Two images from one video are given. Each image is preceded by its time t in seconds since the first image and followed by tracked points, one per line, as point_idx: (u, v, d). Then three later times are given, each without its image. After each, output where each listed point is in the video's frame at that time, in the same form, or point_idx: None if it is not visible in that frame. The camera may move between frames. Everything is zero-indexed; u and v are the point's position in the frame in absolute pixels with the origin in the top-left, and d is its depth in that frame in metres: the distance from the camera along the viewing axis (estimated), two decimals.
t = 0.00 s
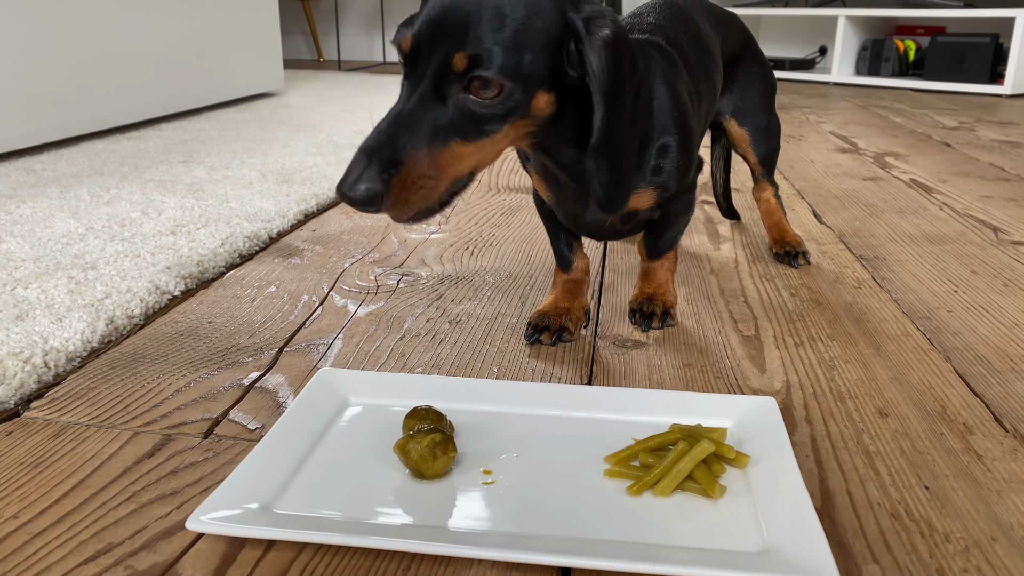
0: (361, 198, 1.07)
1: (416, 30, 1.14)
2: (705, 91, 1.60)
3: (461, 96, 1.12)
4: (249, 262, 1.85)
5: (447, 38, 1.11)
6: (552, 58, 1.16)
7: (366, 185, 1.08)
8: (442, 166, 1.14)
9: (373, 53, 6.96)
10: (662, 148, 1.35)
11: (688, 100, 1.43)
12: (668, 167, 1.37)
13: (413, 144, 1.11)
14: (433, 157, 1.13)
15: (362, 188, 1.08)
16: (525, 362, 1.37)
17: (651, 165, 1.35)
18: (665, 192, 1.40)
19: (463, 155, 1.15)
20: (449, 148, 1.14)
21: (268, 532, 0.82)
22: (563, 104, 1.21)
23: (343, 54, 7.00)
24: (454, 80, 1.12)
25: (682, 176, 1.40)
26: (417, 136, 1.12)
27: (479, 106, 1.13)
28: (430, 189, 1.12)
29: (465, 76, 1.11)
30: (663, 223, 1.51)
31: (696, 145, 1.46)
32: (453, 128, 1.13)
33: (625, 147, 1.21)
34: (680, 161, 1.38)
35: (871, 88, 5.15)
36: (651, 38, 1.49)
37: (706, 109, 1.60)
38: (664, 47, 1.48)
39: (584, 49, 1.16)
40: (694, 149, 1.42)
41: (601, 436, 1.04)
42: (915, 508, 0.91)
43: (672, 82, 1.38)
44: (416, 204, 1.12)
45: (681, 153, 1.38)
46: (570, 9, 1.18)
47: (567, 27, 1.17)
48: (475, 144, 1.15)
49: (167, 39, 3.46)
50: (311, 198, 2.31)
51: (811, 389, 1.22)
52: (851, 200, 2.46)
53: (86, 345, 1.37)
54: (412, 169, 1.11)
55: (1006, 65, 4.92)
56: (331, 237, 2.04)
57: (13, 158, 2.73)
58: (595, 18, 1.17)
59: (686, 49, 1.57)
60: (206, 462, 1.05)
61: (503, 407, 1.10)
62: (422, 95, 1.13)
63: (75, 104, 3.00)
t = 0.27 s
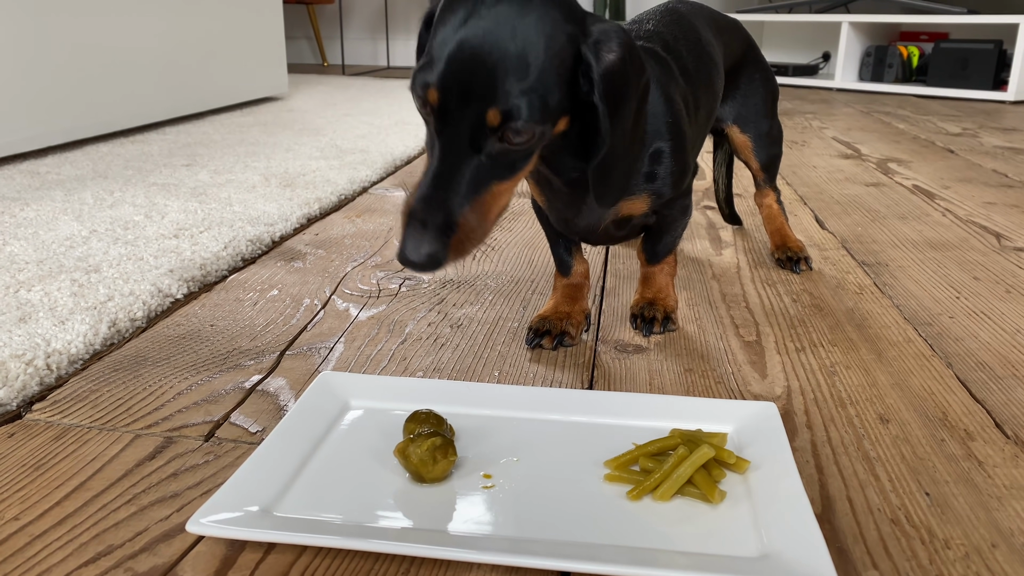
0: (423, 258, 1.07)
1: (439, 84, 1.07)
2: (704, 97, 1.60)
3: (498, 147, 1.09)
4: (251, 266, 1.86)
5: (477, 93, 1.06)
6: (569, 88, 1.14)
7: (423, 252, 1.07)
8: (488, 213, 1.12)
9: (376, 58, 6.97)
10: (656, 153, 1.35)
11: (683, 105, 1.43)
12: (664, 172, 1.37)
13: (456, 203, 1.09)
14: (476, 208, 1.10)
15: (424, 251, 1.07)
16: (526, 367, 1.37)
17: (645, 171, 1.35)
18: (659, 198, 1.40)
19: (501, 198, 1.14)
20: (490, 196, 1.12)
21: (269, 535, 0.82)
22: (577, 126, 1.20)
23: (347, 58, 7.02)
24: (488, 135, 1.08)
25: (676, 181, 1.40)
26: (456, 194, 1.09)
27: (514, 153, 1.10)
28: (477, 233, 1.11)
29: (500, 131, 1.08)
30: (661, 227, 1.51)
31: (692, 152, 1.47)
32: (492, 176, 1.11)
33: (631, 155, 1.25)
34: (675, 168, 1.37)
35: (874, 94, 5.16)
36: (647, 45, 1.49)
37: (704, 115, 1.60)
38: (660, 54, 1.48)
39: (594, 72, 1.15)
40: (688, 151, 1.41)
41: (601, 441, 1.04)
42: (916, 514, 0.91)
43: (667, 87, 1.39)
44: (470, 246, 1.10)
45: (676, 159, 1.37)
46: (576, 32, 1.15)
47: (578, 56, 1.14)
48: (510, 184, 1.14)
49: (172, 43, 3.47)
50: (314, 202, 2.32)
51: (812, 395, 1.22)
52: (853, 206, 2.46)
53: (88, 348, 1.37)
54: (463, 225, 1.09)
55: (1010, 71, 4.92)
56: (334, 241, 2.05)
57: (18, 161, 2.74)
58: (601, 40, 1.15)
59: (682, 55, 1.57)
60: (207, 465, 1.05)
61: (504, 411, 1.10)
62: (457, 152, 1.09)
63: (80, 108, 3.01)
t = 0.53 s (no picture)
0: (455, 341, 1.01)
1: (439, 184, 1.03)
2: (706, 101, 1.60)
3: (507, 233, 1.05)
4: (255, 268, 1.86)
5: (477, 189, 1.01)
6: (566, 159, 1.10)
7: (450, 335, 1.02)
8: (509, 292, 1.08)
9: (381, 61, 6.99)
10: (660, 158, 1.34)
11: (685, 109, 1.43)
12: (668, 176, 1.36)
13: (479, 286, 1.04)
14: (499, 288, 1.06)
15: (457, 335, 1.01)
16: (527, 369, 1.37)
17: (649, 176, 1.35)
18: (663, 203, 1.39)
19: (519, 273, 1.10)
20: (510, 274, 1.08)
21: (268, 535, 0.82)
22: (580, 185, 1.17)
23: (353, 62, 7.05)
24: (494, 229, 1.04)
25: (680, 187, 1.39)
26: (478, 279, 1.04)
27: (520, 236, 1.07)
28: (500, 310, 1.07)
29: (504, 222, 1.04)
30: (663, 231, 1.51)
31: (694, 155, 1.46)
32: (508, 257, 1.06)
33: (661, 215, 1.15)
34: (679, 172, 1.37)
35: (878, 99, 5.15)
36: (646, 49, 1.48)
37: (705, 118, 1.60)
38: (660, 58, 1.48)
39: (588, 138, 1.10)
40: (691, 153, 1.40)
41: (602, 443, 1.04)
42: (916, 519, 0.90)
43: (667, 91, 1.38)
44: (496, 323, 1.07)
45: (680, 163, 1.37)
46: (566, 103, 1.10)
47: (572, 127, 1.10)
48: (524, 259, 1.10)
49: (177, 45, 3.49)
50: (317, 205, 2.32)
51: (814, 399, 1.22)
52: (857, 210, 2.46)
53: (91, 348, 1.38)
54: (489, 304, 1.04)
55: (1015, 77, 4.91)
56: (337, 243, 2.05)
57: (23, 163, 2.75)
58: (591, 103, 1.10)
59: (682, 58, 1.57)
60: (208, 466, 1.06)
61: (505, 414, 1.11)
62: (470, 245, 1.03)
63: (85, 110, 3.03)
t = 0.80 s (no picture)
0: (433, 384, 1.03)
1: (418, 224, 1.07)
2: (706, 103, 1.60)
3: (486, 270, 1.09)
4: (257, 268, 1.86)
5: (454, 229, 1.05)
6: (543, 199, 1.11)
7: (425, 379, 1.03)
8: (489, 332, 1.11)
9: (387, 64, 7.01)
10: (655, 160, 1.35)
11: (681, 110, 1.43)
12: (664, 180, 1.36)
13: (458, 325, 1.07)
14: (480, 327, 1.09)
15: (436, 377, 1.03)
16: (526, 370, 1.38)
17: (645, 179, 1.35)
18: (660, 205, 1.39)
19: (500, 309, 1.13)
20: (492, 311, 1.11)
21: (264, 533, 0.83)
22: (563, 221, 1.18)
23: (358, 64, 7.06)
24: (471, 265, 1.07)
25: (677, 189, 1.39)
26: (457, 318, 1.07)
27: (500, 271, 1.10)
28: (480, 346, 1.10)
29: (481, 259, 1.07)
30: (661, 233, 1.51)
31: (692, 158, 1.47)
32: (487, 294, 1.10)
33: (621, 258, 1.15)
34: (675, 174, 1.37)
35: (884, 103, 5.14)
36: (643, 52, 1.49)
37: (705, 118, 1.60)
38: (657, 61, 1.48)
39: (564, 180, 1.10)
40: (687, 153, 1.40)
41: (597, 444, 1.04)
42: (912, 521, 0.90)
43: (663, 93, 1.39)
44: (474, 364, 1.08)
45: (676, 165, 1.37)
46: (544, 142, 1.10)
47: (549, 169, 1.10)
48: (505, 295, 1.13)
49: (183, 47, 3.50)
50: (320, 206, 2.33)
51: (812, 401, 1.22)
52: (860, 214, 2.45)
53: (92, 347, 1.39)
54: (469, 344, 1.07)
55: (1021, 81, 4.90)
56: (339, 244, 2.05)
57: (28, 163, 2.77)
58: (568, 144, 1.10)
59: (680, 60, 1.57)
60: (206, 464, 1.06)
61: (502, 414, 1.11)
62: (450, 282, 1.07)
63: (91, 110, 3.04)
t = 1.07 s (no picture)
0: (404, 404, 0.98)
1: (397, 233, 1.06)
2: (702, 105, 1.61)
3: (461, 281, 1.06)
4: (259, 269, 1.87)
5: (429, 236, 1.04)
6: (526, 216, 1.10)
7: (395, 395, 0.99)
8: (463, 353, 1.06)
9: (393, 66, 7.02)
10: (653, 163, 1.36)
11: (676, 114, 1.45)
12: (662, 182, 1.37)
13: (431, 340, 1.03)
14: (454, 343, 1.05)
15: (407, 395, 0.99)
16: (525, 371, 1.38)
17: (642, 183, 1.36)
18: (659, 207, 1.40)
19: (478, 331, 1.08)
20: (469, 327, 1.07)
21: (261, 530, 0.83)
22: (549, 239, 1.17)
23: (365, 66, 7.08)
24: (444, 275, 1.05)
25: (675, 191, 1.40)
26: (431, 333, 1.04)
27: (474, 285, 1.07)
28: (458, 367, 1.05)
29: (455, 267, 1.05)
30: (660, 235, 1.52)
31: (688, 159, 1.48)
32: (463, 311, 1.06)
33: (604, 282, 1.12)
34: (673, 176, 1.38)
35: (889, 106, 5.13)
36: (637, 55, 1.50)
37: (701, 119, 1.61)
38: (652, 64, 1.49)
39: (547, 196, 1.09)
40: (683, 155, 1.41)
41: (593, 444, 1.04)
42: (907, 523, 0.90)
43: (658, 97, 1.40)
44: (451, 386, 1.04)
45: (673, 167, 1.38)
46: (526, 157, 1.10)
47: (530, 183, 1.09)
48: (487, 314, 1.09)
49: (189, 48, 3.52)
50: (324, 207, 2.34)
51: (810, 403, 1.22)
52: (863, 217, 2.45)
53: (94, 345, 1.39)
54: (440, 360, 1.03)
55: None
56: (342, 245, 2.06)
57: (34, 163, 2.78)
58: (553, 162, 1.10)
59: (677, 64, 1.57)
60: (204, 462, 1.07)
61: (499, 414, 1.11)
62: (425, 294, 1.05)
63: (97, 111, 3.06)
